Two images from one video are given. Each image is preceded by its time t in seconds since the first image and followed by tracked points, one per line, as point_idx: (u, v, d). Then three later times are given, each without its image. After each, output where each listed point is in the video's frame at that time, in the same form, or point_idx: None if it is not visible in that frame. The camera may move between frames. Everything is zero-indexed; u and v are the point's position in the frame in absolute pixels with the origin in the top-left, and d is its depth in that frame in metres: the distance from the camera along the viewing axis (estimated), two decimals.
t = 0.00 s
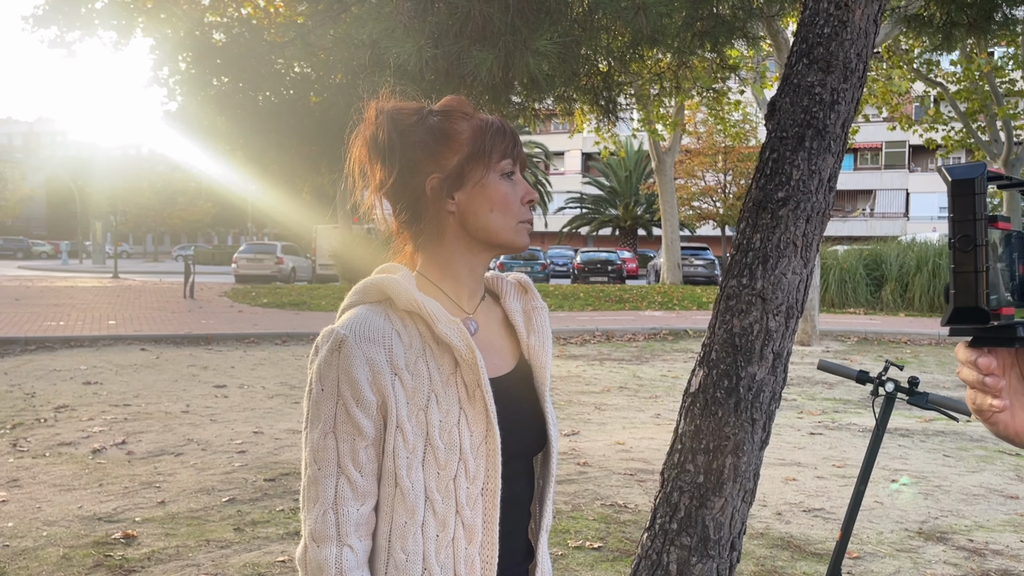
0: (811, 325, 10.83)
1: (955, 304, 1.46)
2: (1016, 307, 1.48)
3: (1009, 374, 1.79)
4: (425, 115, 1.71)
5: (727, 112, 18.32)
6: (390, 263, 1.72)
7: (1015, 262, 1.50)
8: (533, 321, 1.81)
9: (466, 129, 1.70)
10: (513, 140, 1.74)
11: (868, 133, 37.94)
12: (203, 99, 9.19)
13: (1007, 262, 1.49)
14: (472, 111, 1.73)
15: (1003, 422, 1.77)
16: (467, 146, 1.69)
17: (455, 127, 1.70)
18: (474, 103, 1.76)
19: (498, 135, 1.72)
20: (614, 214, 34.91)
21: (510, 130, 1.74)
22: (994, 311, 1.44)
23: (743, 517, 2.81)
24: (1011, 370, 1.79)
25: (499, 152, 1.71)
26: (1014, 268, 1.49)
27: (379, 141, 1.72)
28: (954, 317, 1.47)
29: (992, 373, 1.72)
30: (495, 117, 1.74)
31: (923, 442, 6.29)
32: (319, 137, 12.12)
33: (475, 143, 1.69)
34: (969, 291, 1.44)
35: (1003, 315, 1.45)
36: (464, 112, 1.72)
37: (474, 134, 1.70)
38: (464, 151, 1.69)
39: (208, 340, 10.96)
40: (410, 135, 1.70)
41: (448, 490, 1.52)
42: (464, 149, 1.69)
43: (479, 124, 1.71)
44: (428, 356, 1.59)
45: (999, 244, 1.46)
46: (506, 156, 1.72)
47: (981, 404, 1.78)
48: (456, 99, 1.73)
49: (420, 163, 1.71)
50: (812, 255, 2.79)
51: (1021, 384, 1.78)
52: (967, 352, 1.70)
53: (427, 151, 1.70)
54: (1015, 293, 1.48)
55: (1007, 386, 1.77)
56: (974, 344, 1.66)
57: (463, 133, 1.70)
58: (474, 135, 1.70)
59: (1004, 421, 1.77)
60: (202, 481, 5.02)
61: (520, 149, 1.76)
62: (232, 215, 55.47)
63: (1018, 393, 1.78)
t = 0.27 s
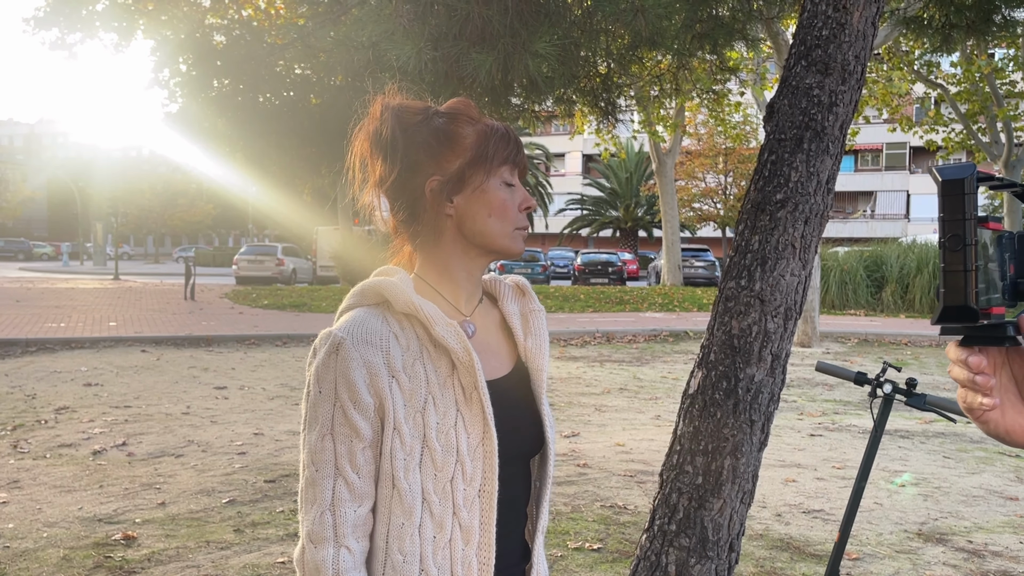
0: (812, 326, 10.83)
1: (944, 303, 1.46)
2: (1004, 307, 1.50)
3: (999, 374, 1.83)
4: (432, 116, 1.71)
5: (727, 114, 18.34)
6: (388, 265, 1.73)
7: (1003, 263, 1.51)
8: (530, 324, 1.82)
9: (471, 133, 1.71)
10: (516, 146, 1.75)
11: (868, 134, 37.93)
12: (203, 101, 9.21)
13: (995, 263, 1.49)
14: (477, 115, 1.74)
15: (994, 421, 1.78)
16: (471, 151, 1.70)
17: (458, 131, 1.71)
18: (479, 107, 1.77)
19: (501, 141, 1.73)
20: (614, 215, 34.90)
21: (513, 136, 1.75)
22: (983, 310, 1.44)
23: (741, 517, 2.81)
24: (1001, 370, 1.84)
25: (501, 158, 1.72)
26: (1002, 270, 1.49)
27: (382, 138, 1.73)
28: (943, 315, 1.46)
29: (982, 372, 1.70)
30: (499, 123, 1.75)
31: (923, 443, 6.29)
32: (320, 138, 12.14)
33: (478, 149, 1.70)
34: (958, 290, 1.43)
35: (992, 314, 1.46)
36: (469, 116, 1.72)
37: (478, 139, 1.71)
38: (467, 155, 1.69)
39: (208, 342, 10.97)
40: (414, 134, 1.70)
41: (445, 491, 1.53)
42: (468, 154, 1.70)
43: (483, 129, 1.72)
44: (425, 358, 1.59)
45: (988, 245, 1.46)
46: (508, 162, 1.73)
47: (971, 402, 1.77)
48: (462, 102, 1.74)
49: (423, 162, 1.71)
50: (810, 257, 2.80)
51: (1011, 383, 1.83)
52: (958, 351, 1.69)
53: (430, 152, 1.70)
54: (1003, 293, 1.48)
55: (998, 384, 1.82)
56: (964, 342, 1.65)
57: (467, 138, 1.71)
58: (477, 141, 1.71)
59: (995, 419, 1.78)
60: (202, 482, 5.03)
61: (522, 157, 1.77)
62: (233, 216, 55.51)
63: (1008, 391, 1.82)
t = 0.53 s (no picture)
0: (813, 327, 10.82)
1: (948, 301, 1.46)
2: (1007, 305, 1.51)
3: (1003, 371, 1.82)
4: (451, 114, 1.69)
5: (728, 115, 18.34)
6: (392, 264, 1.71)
7: (1007, 261, 1.51)
8: (532, 324, 1.82)
9: (487, 137, 1.70)
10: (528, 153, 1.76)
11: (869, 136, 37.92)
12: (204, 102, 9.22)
13: (999, 261, 1.49)
14: (492, 117, 1.73)
15: (996, 419, 1.79)
16: (487, 154, 1.69)
17: (476, 133, 1.70)
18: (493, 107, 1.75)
19: (515, 148, 1.73)
20: (615, 216, 34.89)
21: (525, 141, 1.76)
22: (986, 308, 1.44)
23: (743, 518, 2.81)
24: (1004, 367, 1.82)
25: (514, 163, 1.72)
26: (1006, 268, 1.49)
27: (398, 131, 1.69)
28: (947, 313, 1.46)
29: (985, 370, 1.71)
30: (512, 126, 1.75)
31: (924, 444, 6.29)
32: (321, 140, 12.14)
33: (494, 153, 1.70)
34: (961, 288, 1.44)
35: (995, 312, 1.46)
36: (486, 117, 1.71)
37: (494, 144, 1.70)
38: (483, 159, 1.69)
39: (209, 343, 10.97)
40: (431, 131, 1.68)
41: (448, 492, 1.53)
42: (484, 157, 1.69)
43: (498, 133, 1.71)
44: (429, 360, 1.60)
45: (991, 243, 1.47)
46: (519, 168, 1.74)
47: (974, 400, 1.78)
48: (479, 102, 1.72)
49: (438, 161, 1.69)
50: (812, 258, 2.80)
51: (1014, 382, 1.82)
52: (960, 349, 1.70)
53: (446, 152, 1.69)
54: (1007, 291, 1.48)
55: (1000, 382, 1.81)
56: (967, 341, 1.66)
57: (484, 141, 1.70)
58: (493, 145, 1.70)
59: (997, 417, 1.79)
60: (204, 483, 5.03)
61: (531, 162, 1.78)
62: (234, 218, 55.55)
63: (1011, 389, 1.81)
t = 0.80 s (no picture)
0: (814, 329, 10.81)
1: (957, 299, 1.47)
2: (1016, 304, 1.50)
3: (1011, 370, 1.80)
4: (448, 120, 1.67)
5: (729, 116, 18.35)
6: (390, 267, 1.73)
7: (1016, 260, 1.50)
8: (533, 323, 1.82)
9: (482, 143, 1.67)
10: (529, 157, 1.72)
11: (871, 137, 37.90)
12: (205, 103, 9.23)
13: (1009, 260, 1.49)
14: (491, 119, 1.69)
15: (1004, 418, 1.79)
16: (481, 161, 1.67)
17: (472, 139, 1.67)
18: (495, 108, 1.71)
19: (515, 153, 1.69)
20: (616, 218, 34.86)
21: (523, 145, 1.72)
22: (996, 307, 1.44)
23: (744, 519, 2.81)
24: (1013, 366, 1.80)
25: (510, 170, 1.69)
26: (1015, 266, 1.49)
27: (396, 135, 1.68)
28: (957, 312, 1.47)
29: (994, 369, 1.72)
30: (511, 128, 1.71)
31: (925, 446, 6.28)
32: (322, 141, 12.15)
33: (489, 160, 1.67)
34: (972, 286, 1.44)
35: (1005, 311, 1.46)
36: (484, 121, 1.68)
37: (491, 149, 1.67)
38: (477, 167, 1.67)
39: (210, 345, 10.98)
40: (427, 136, 1.67)
41: (453, 493, 1.53)
42: (477, 165, 1.67)
43: (496, 138, 1.68)
44: (432, 362, 1.59)
45: (1001, 242, 1.47)
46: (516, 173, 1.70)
47: (982, 400, 1.78)
48: (478, 106, 1.69)
49: (433, 167, 1.68)
50: (813, 258, 2.79)
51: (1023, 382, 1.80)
52: (970, 348, 1.71)
53: (441, 159, 1.67)
54: (1016, 290, 1.48)
55: (1010, 382, 1.79)
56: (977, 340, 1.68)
57: (480, 147, 1.67)
58: (487, 151, 1.67)
59: (1006, 418, 1.79)
60: (205, 484, 5.03)
61: (533, 164, 1.75)
62: (235, 219, 55.57)
63: (1019, 388, 1.80)
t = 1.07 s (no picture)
0: (816, 330, 10.80)
1: (970, 299, 1.46)
2: None
3: None
4: (419, 123, 1.64)
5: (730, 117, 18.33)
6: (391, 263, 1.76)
7: None
8: (535, 322, 1.81)
9: (445, 148, 1.60)
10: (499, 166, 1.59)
11: (872, 139, 37.87)
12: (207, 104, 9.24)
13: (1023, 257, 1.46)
14: (464, 123, 1.60)
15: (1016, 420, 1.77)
16: (439, 168, 1.60)
17: (437, 144, 1.61)
18: (478, 109, 1.62)
19: (477, 163, 1.58)
20: (618, 220, 34.87)
21: (495, 152, 1.60)
22: (1011, 307, 1.44)
23: (746, 520, 2.79)
24: None
25: (471, 178, 1.59)
26: None
27: (385, 132, 1.72)
28: (970, 312, 1.47)
29: (1006, 371, 1.71)
30: (486, 133, 1.60)
31: (928, 447, 6.26)
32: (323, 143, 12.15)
33: (446, 167, 1.59)
34: (986, 286, 1.44)
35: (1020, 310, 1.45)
36: (453, 126, 1.60)
37: (451, 155, 1.59)
38: (433, 173, 1.61)
39: (212, 346, 10.98)
40: (401, 137, 1.66)
41: (455, 493, 1.52)
42: (435, 172, 1.61)
43: (461, 143, 1.59)
44: (434, 360, 1.58)
45: (1016, 239, 1.46)
46: (481, 182, 1.59)
47: (994, 400, 1.77)
48: (452, 109, 1.61)
49: (403, 169, 1.67)
50: (815, 258, 2.78)
51: None
52: (982, 348, 1.71)
53: (410, 162, 1.65)
54: None
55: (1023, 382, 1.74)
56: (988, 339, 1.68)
57: (441, 153, 1.60)
58: (447, 157, 1.59)
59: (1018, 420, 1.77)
60: (205, 485, 5.02)
61: (511, 174, 1.62)
62: (237, 221, 55.62)
63: None
